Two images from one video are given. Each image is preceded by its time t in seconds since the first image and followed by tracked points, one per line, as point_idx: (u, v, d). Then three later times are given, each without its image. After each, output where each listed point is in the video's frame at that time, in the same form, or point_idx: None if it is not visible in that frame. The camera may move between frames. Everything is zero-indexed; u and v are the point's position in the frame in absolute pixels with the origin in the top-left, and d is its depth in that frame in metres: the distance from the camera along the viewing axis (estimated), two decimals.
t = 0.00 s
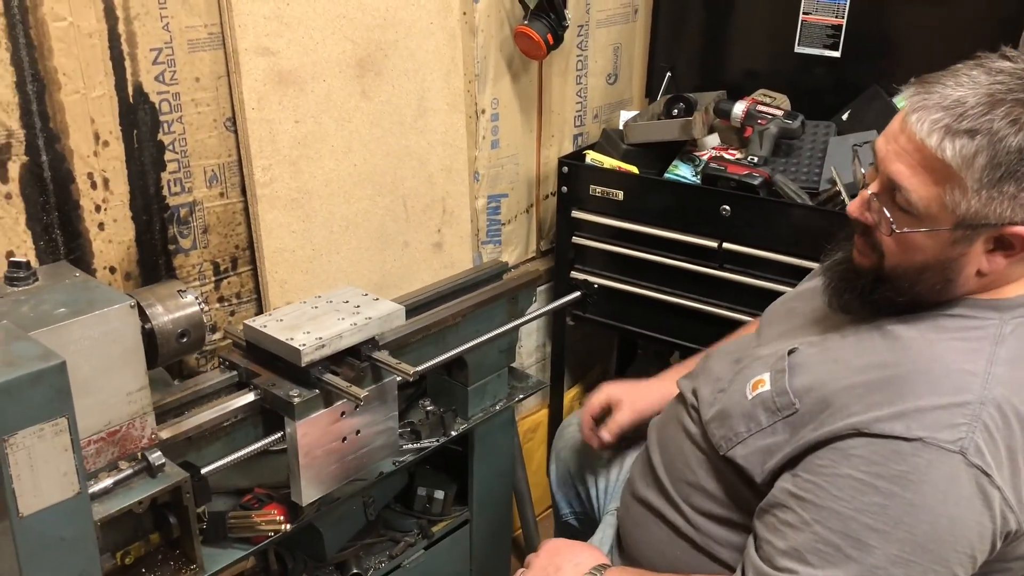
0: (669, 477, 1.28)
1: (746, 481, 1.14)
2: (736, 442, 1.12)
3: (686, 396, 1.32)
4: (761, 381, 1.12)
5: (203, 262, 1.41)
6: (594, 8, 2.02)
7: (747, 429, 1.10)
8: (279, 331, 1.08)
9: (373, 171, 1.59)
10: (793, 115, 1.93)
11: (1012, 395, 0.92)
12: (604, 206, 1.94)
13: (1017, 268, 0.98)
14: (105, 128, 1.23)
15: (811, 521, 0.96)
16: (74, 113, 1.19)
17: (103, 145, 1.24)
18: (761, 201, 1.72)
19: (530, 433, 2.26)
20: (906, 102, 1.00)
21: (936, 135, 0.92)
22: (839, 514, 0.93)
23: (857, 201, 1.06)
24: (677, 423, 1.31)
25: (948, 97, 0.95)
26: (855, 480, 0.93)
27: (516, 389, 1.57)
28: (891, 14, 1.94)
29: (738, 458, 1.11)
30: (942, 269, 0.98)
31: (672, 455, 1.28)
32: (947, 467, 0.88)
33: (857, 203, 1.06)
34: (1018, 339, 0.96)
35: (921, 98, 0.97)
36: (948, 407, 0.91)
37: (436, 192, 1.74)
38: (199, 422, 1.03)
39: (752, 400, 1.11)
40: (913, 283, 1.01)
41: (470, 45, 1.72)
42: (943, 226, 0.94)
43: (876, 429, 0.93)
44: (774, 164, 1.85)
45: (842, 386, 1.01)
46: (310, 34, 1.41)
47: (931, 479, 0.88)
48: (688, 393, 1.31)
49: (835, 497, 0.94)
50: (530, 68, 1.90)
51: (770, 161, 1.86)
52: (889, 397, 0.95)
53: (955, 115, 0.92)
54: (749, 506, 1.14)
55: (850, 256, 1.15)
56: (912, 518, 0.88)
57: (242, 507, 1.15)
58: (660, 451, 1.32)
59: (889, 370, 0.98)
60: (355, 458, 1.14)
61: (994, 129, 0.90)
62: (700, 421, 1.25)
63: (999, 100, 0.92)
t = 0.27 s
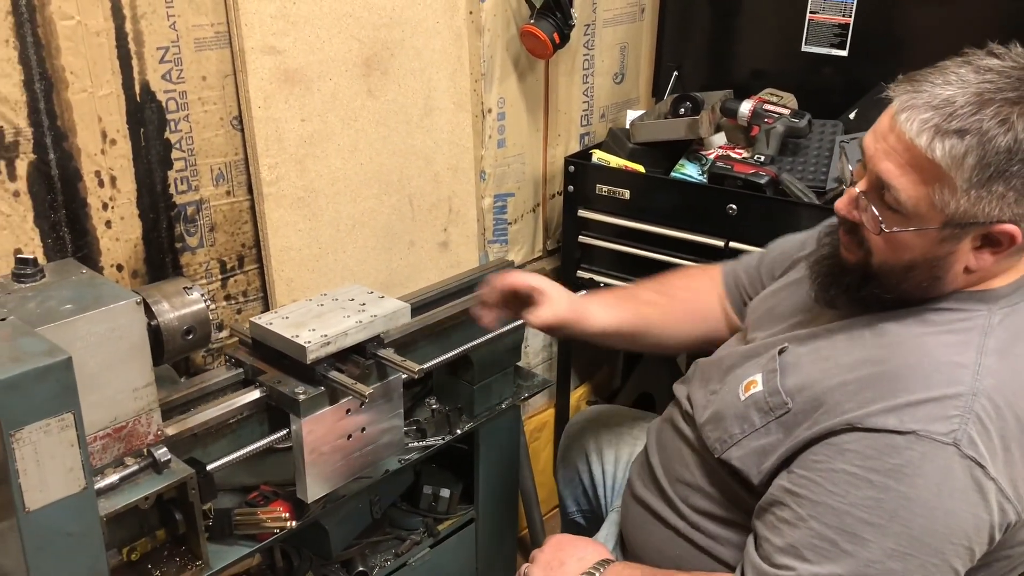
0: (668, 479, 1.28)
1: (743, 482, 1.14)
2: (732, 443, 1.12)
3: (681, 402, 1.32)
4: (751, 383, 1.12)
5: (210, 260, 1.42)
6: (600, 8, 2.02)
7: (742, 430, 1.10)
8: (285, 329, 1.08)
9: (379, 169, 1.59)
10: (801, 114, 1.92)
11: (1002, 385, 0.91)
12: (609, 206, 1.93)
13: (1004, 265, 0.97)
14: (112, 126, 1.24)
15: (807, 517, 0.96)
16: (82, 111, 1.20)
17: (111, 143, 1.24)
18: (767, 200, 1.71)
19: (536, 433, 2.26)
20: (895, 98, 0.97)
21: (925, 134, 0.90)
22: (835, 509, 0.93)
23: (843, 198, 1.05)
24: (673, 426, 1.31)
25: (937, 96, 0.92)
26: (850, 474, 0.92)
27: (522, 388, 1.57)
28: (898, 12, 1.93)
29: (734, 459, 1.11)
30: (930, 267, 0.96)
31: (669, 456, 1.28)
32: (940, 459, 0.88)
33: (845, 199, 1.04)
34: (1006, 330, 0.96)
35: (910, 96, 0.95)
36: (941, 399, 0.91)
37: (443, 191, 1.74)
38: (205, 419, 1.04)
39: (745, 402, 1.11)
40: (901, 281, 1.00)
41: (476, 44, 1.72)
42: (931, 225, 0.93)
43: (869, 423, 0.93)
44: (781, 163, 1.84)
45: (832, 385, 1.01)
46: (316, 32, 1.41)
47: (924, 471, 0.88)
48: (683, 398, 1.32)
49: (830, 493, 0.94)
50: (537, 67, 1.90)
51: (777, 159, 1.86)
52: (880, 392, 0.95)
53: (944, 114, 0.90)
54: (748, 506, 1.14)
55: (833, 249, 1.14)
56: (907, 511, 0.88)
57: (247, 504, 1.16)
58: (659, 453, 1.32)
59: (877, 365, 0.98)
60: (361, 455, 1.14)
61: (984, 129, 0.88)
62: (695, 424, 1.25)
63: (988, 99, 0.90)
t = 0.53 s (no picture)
0: (667, 491, 1.28)
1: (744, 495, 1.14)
2: (731, 459, 1.12)
3: (674, 415, 1.32)
4: (744, 397, 1.12)
5: (217, 260, 1.42)
6: (606, 7, 2.02)
7: (739, 445, 1.10)
8: (292, 328, 1.09)
9: (386, 169, 1.59)
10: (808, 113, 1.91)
11: (998, 382, 0.92)
12: (615, 205, 1.93)
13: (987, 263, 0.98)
14: (120, 126, 1.24)
15: (812, 527, 0.95)
16: (90, 112, 1.20)
17: (118, 143, 1.25)
18: (774, 199, 1.70)
19: (542, 433, 2.26)
20: (881, 97, 0.97)
21: (914, 135, 0.90)
22: (839, 518, 0.93)
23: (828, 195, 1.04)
24: (669, 438, 1.31)
25: (924, 96, 0.92)
26: (853, 482, 0.92)
27: (529, 387, 1.56)
28: (905, 10, 1.92)
29: (736, 476, 1.11)
30: (915, 266, 0.97)
31: (667, 467, 1.28)
32: (941, 461, 0.88)
33: (829, 196, 1.04)
34: (994, 325, 0.97)
35: (897, 96, 0.95)
36: (938, 401, 0.91)
37: (449, 191, 1.74)
38: (212, 418, 1.04)
39: (739, 416, 1.11)
40: (886, 280, 1.00)
41: (483, 44, 1.72)
42: (916, 225, 0.94)
43: (869, 429, 0.94)
44: (788, 162, 1.83)
45: (826, 396, 1.00)
46: (323, 32, 1.41)
47: (927, 474, 0.88)
48: (676, 411, 1.32)
49: (833, 502, 0.94)
50: (543, 67, 1.90)
51: (783, 159, 1.85)
52: (876, 399, 0.95)
53: (933, 115, 0.90)
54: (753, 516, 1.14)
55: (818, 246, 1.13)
56: (912, 515, 0.88)
57: (254, 503, 1.16)
58: (656, 462, 1.32)
59: (870, 371, 0.98)
60: (367, 454, 1.14)
61: (972, 130, 0.88)
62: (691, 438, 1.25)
63: (976, 100, 0.90)
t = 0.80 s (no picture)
0: (665, 500, 1.28)
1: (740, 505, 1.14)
2: (725, 470, 1.12)
3: (670, 423, 1.33)
4: (737, 407, 1.12)
5: (225, 261, 1.42)
6: (612, 7, 2.02)
7: (733, 456, 1.10)
8: (300, 329, 1.09)
9: (392, 170, 1.59)
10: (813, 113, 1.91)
11: (988, 384, 0.92)
12: (621, 205, 1.93)
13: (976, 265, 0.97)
14: (128, 129, 1.25)
15: (806, 537, 0.95)
16: (97, 114, 1.21)
17: (126, 145, 1.25)
18: (780, 198, 1.70)
19: (548, 433, 2.26)
20: (866, 100, 0.96)
21: (898, 139, 0.89)
22: (833, 528, 0.93)
23: (815, 199, 1.04)
24: (665, 444, 1.32)
25: (909, 99, 0.92)
26: (846, 492, 0.92)
27: (535, 387, 1.56)
28: (910, 10, 1.91)
29: (730, 487, 1.11)
30: (903, 270, 0.96)
31: (664, 474, 1.29)
32: (932, 467, 0.88)
33: (816, 201, 1.04)
34: (982, 327, 0.97)
35: (881, 99, 0.94)
36: (928, 407, 0.91)
37: (455, 192, 1.74)
38: (221, 419, 1.04)
39: (732, 426, 1.11)
40: (875, 284, 1.00)
41: (489, 45, 1.72)
42: (904, 229, 0.93)
43: (858, 438, 0.94)
44: (794, 161, 1.82)
45: (817, 405, 1.01)
46: (329, 34, 1.42)
47: (918, 482, 0.88)
48: (672, 419, 1.33)
49: (825, 513, 0.94)
50: (549, 67, 1.89)
51: (790, 159, 1.83)
52: (865, 407, 0.95)
53: (917, 118, 0.89)
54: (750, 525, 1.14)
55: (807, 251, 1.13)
56: (905, 523, 0.88)
57: (263, 504, 1.17)
58: (654, 469, 1.33)
59: (860, 379, 0.98)
60: (375, 455, 1.14)
61: (956, 133, 0.88)
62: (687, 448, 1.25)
63: (960, 102, 0.89)
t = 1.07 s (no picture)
0: (669, 502, 1.28)
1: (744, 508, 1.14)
2: (728, 474, 1.12)
3: (675, 424, 1.33)
4: (740, 411, 1.12)
5: (232, 262, 1.43)
6: (617, 8, 2.02)
7: (735, 460, 1.10)
8: (311, 332, 1.09)
9: (398, 171, 1.60)
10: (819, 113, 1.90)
11: (990, 389, 0.91)
12: (626, 206, 1.93)
13: (977, 269, 0.97)
14: (135, 131, 1.25)
15: (807, 543, 0.95)
16: (105, 116, 1.22)
17: (133, 147, 1.26)
18: (786, 198, 1.69)
19: (554, 433, 2.26)
20: (861, 108, 0.96)
21: (893, 147, 0.89)
22: (833, 534, 0.93)
23: (813, 207, 1.04)
24: (670, 445, 1.32)
25: (903, 107, 0.91)
26: (846, 497, 0.92)
27: (541, 388, 1.56)
28: (915, 9, 1.91)
29: (733, 491, 1.11)
30: (903, 275, 0.96)
31: (669, 474, 1.29)
32: (933, 473, 0.88)
33: (814, 209, 1.03)
34: (983, 330, 0.96)
35: (876, 107, 0.94)
36: (928, 412, 0.91)
37: (461, 192, 1.74)
38: (228, 420, 1.05)
39: (735, 430, 1.11)
40: (875, 290, 0.99)
41: (494, 46, 1.72)
42: (901, 237, 0.92)
43: (859, 444, 0.93)
44: (800, 161, 1.81)
45: (819, 410, 1.01)
46: (336, 35, 1.42)
47: (919, 488, 0.88)
48: (676, 420, 1.33)
49: (826, 518, 0.94)
50: (554, 68, 1.89)
51: (795, 159, 1.83)
52: (866, 413, 0.95)
53: (912, 126, 0.89)
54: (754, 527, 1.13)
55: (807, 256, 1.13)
56: (906, 529, 0.88)
57: (270, 504, 1.17)
58: (659, 471, 1.33)
59: (861, 384, 0.98)
60: (382, 455, 1.15)
61: (951, 140, 0.87)
62: (690, 450, 1.26)
63: (954, 109, 0.89)
